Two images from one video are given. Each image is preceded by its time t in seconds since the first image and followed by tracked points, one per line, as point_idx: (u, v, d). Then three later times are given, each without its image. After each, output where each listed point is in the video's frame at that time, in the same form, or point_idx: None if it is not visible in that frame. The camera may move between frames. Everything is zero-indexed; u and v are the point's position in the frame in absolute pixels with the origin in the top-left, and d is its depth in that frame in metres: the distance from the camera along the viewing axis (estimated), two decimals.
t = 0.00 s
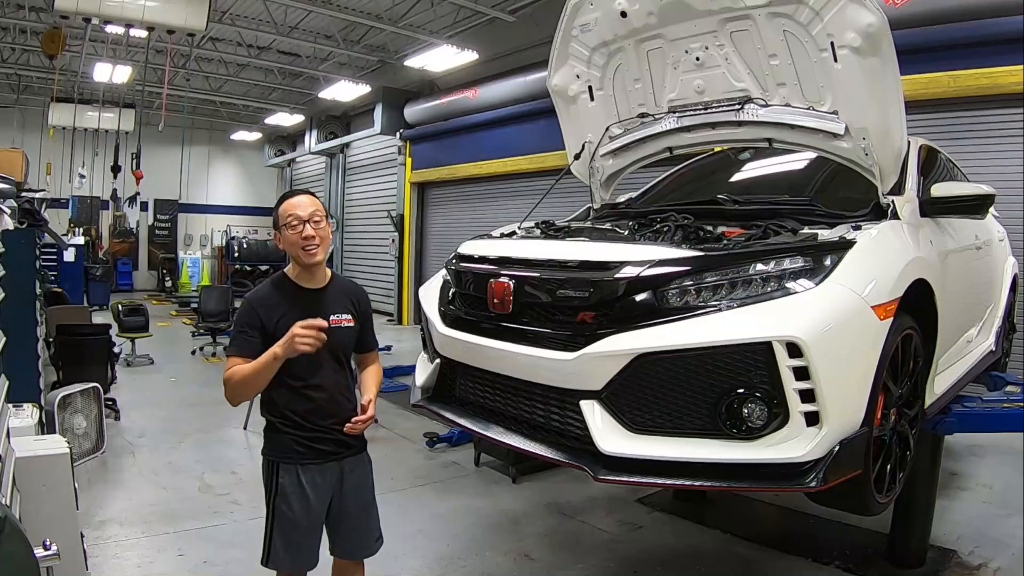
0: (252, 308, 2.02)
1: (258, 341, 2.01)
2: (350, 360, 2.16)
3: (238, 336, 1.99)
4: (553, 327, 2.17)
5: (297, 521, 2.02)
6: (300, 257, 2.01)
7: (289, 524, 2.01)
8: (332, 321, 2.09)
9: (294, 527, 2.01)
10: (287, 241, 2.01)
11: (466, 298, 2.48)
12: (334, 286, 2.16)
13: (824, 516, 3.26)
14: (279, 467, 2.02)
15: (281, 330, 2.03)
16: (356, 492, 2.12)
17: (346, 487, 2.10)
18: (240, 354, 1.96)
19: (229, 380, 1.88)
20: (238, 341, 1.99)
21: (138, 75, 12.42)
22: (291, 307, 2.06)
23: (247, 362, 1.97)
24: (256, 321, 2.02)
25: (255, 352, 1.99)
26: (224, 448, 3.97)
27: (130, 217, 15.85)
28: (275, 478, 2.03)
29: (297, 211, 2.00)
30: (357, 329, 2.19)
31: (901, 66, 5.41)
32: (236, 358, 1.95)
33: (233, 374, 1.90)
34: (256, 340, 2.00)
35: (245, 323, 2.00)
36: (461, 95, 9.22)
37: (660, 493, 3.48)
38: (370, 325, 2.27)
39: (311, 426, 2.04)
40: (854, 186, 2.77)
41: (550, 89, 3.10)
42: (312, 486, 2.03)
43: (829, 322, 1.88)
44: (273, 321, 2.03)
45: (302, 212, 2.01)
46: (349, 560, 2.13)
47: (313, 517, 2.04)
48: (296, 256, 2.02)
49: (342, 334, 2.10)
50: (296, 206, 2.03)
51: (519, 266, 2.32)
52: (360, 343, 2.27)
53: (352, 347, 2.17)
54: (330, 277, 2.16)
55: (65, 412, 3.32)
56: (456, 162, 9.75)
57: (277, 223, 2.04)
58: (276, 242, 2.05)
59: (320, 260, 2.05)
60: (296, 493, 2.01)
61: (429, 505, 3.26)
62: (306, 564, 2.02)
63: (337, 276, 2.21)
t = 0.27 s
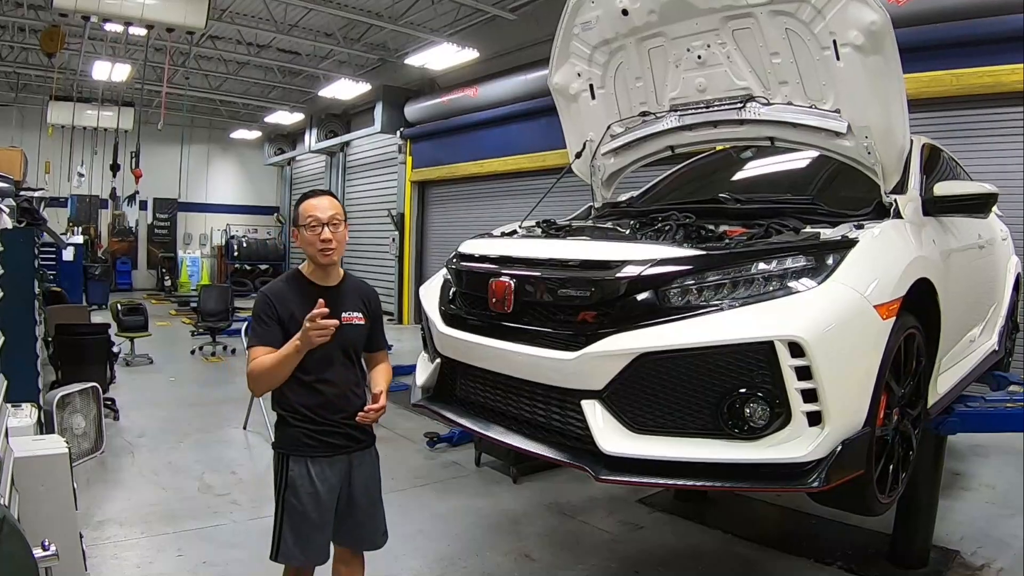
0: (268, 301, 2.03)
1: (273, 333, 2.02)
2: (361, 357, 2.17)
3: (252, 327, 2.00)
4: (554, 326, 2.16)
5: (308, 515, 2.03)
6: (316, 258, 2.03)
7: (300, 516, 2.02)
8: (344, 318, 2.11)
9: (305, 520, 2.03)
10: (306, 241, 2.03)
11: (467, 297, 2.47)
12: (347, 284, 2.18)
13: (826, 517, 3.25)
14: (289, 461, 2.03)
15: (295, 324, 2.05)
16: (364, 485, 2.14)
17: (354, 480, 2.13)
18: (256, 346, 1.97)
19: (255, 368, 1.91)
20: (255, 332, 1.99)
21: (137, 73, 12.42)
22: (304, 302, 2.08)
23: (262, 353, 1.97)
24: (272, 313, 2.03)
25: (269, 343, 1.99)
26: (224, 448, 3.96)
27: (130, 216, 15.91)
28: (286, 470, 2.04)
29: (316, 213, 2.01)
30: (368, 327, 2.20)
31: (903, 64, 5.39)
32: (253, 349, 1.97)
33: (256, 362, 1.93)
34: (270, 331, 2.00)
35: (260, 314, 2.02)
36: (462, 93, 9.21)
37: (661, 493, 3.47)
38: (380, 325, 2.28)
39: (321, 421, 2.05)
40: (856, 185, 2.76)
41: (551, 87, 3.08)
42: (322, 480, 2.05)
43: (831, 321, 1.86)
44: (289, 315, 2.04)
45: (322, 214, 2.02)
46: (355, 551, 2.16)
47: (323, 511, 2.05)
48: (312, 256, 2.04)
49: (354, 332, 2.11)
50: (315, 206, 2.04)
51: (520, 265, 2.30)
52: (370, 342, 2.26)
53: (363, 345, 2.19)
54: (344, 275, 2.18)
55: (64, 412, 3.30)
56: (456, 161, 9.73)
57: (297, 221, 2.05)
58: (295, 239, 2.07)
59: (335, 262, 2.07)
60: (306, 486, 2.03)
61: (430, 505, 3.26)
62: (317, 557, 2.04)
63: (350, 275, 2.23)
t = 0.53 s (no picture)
0: (276, 302, 2.08)
1: (281, 335, 2.07)
2: (367, 356, 2.24)
3: (261, 328, 2.05)
4: (555, 325, 2.14)
5: (315, 510, 2.08)
6: (340, 255, 2.10)
7: (309, 513, 2.08)
8: (352, 319, 2.17)
9: (313, 516, 2.08)
10: (329, 236, 2.09)
11: (468, 296, 2.45)
12: (357, 285, 2.24)
13: (828, 517, 3.23)
14: (297, 457, 2.09)
15: (303, 325, 2.10)
16: (370, 479, 2.19)
17: (360, 475, 2.18)
18: (265, 349, 2.03)
19: (259, 381, 2.00)
20: (263, 333, 2.05)
21: (136, 72, 12.39)
22: (314, 303, 2.13)
23: (270, 357, 2.04)
24: (280, 315, 2.07)
25: (276, 345, 2.05)
26: (223, 448, 3.95)
27: (129, 215, 15.94)
28: (293, 467, 2.09)
29: (347, 210, 2.09)
30: (375, 327, 2.27)
31: (907, 63, 5.37)
32: (261, 351, 2.02)
33: (261, 373, 2.01)
34: (279, 331, 2.06)
35: (268, 316, 2.06)
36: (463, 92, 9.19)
37: (663, 493, 3.46)
38: (389, 323, 2.33)
39: (327, 419, 2.10)
40: (858, 183, 2.74)
41: (552, 86, 3.07)
42: (329, 476, 2.09)
43: (833, 321, 1.85)
44: (296, 316, 2.09)
45: (349, 213, 2.10)
46: (361, 542, 2.22)
47: (330, 506, 2.10)
48: (333, 252, 2.10)
49: (361, 333, 2.18)
50: (344, 206, 2.12)
51: (521, 263, 2.29)
52: (379, 341, 2.31)
53: (370, 345, 2.25)
54: (355, 278, 2.24)
55: (63, 412, 3.27)
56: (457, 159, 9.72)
57: (322, 217, 2.12)
58: (316, 234, 2.13)
59: (353, 261, 2.13)
60: (314, 483, 2.07)
61: (430, 505, 3.25)
62: (326, 554, 2.09)
63: (360, 275, 2.28)
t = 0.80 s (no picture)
0: (280, 301, 2.09)
1: (285, 333, 2.08)
2: (372, 355, 2.22)
3: (266, 325, 2.07)
4: (556, 325, 2.13)
5: (320, 507, 2.07)
6: (335, 259, 2.09)
7: (312, 509, 2.06)
8: (356, 317, 2.16)
9: (317, 513, 2.07)
10: (327, 238, 2.09)
11: (468, 295, 2.44)
12: (362, 284, 2.22)
13: (831, 518, 3.22)
14: (302, 454, 2.08)
15: (306, 324, 2.10)
16: (374, 477, 2.18)
17: (364, 473, 2.17)
18: (268, 346, 2.04)
19: (264, 375, 2.01)
20: (266, 331, 2.06)
21: (135, 70, 12.38)
22: (318, 301, 2.12)
23: (274, 354, 2.05)
24: (283, 313, 2.08)
25: (280, 342, 2.07)
26: (223, 448, 3.94)
27: (128, 214, 15.89)
28: (298, 463, 2.08)
29: (342, 214, 2.08)
30: (381, 326, 2.25)
31: (909, 61, 5.36)
32: (265, 349, 2.04)
33: (266, 368, 2.02)
34: (283, 330, 2.08)
35: (271, 314, 2.07)
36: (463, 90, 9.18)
37: (665, 493, 3.45)
38: (397, 323, 2.30)
39: (330, 417, 2.10)
40: (861, 182, 2.73)
41: (554, 84, 3.05)
42: (334, 473, 2.09)
43: (835, 320, 1.84)
44: (299, 315, 2.10)
45: (346, 215, 2.09)
46: (364, 541, 2.21)
47: (334, 504, 2.10)
48: (331, 255, 2.10)
49: (365, 332, 2.17)
50: (341, 209, 2.11)
51: (522, 263, 2.27)
52: (385, 340, 2.29)
53: (375, 343, 2.24)
54: (360, 277, 2.23)
55: (63, 411, 3.23)
56: (457, 158, 9.71)
57: (321, 219, 2.12)
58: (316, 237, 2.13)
59: (353, 263, 2.12)
60: (318, 479, 2.06)
61: (431, 505, 3.24)
62: (329, 551, 2.07)
63: (366, 274, 2.27)
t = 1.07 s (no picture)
0: (281, 300, 2.08)
1: (286, 333, 2.07)
2: (373, 354, 2.21)
3: (267, 325, 2.06)
4: (557, 324, 2.12)
5: (320, 507, 2.06)
6: (335, 257, 2.08)
7: (312, 509, 2.05)
8: (357, 317, 2.15)
9: (316, 513, 2.05)
10: (327, 237, 2.08)
11: (469, 295, 2.43)
12: (363, 284, 2.21)
13: (835, 518, 3.20)
14: (302, 453, 2.06)
15: (307, 324, 2.09)
16: (375, 476, 2.17)
17: (365, 473, 2.16)
18: (269, 346, 2.04)
19: (264, 375, 2.00)
20: (267, 331, 2.06)
21: (134, 69, 12.37)
22: (318, 301, 2.11)
23: (274, 354, 2.04)
24: (284, 313, 2.07)
25: (280, 342, 2.06)
26: (222, 448, 3.94)
27: (127, 213, 15.88)
28: (297, 463, 2.07)
29: (342, 212, 2.07)
30: (382, 326, 2.24)
31: (911, 59, 5.34)
32: (266, 349, 2.03)
33: (267, 367, 2.01)
34: (284, 329, 2.07)
35: (272, 314, 2.06)
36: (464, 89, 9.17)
37: (666, 494, 3.44)
38: (398, 323, 2.29)
39: (330, 417, 2.09)
40: (863, 181, 2.72)
41: (554, 82, 3.03)
42: (334, 473, 2.07)
43: (838, 319, 1.83)
44: (300, 315, 2.09)
45: (346, 214, 2.08)
46: (365, 541, 2.20)
47: (334, 503, 2.08)
48: (331, 254, 2.08)
49: (366, 332, 2.16)
50: (340, 207, 2.10)
51: (523, 262, 2.26)
52: (386, 340, 2.28)
53: (376, 343, 2.23)
54: (361, 276, 2.22)
55: (61, 411, 3.22)
56: (458, 157, 9.70)
57: (321, 218, 2.11)
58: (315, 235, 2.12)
59: (352, 262, 2.11)
60: (318, 479, 2.05)
61: (431, 506, 3.23)
62: (328, 551, 2.06)
63: (367, 274, 2.26)
